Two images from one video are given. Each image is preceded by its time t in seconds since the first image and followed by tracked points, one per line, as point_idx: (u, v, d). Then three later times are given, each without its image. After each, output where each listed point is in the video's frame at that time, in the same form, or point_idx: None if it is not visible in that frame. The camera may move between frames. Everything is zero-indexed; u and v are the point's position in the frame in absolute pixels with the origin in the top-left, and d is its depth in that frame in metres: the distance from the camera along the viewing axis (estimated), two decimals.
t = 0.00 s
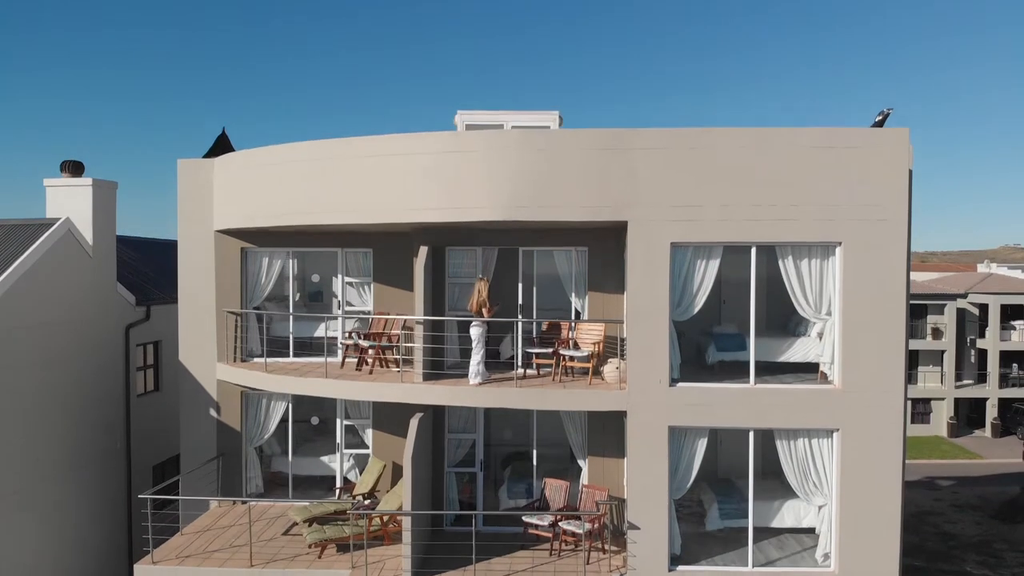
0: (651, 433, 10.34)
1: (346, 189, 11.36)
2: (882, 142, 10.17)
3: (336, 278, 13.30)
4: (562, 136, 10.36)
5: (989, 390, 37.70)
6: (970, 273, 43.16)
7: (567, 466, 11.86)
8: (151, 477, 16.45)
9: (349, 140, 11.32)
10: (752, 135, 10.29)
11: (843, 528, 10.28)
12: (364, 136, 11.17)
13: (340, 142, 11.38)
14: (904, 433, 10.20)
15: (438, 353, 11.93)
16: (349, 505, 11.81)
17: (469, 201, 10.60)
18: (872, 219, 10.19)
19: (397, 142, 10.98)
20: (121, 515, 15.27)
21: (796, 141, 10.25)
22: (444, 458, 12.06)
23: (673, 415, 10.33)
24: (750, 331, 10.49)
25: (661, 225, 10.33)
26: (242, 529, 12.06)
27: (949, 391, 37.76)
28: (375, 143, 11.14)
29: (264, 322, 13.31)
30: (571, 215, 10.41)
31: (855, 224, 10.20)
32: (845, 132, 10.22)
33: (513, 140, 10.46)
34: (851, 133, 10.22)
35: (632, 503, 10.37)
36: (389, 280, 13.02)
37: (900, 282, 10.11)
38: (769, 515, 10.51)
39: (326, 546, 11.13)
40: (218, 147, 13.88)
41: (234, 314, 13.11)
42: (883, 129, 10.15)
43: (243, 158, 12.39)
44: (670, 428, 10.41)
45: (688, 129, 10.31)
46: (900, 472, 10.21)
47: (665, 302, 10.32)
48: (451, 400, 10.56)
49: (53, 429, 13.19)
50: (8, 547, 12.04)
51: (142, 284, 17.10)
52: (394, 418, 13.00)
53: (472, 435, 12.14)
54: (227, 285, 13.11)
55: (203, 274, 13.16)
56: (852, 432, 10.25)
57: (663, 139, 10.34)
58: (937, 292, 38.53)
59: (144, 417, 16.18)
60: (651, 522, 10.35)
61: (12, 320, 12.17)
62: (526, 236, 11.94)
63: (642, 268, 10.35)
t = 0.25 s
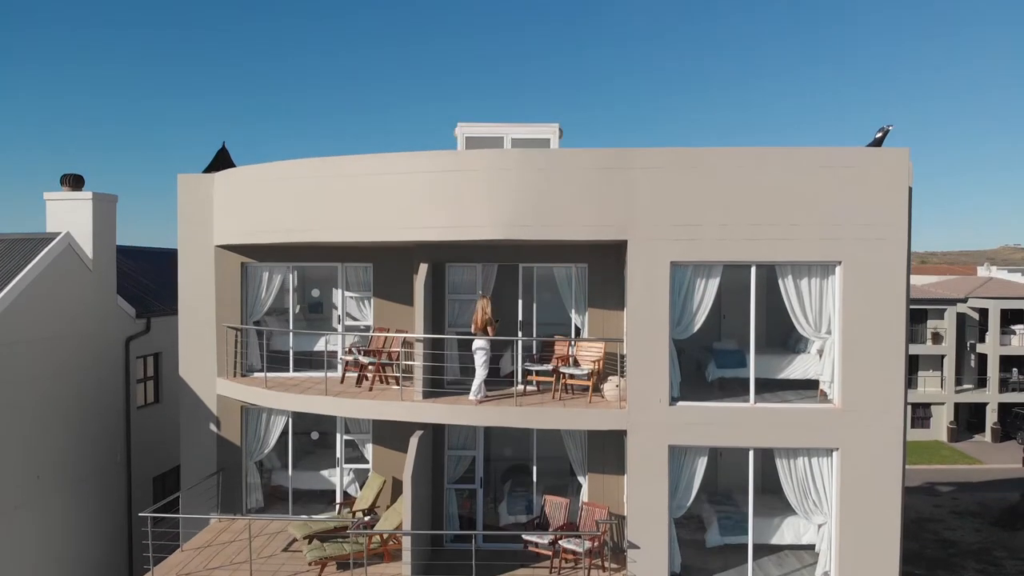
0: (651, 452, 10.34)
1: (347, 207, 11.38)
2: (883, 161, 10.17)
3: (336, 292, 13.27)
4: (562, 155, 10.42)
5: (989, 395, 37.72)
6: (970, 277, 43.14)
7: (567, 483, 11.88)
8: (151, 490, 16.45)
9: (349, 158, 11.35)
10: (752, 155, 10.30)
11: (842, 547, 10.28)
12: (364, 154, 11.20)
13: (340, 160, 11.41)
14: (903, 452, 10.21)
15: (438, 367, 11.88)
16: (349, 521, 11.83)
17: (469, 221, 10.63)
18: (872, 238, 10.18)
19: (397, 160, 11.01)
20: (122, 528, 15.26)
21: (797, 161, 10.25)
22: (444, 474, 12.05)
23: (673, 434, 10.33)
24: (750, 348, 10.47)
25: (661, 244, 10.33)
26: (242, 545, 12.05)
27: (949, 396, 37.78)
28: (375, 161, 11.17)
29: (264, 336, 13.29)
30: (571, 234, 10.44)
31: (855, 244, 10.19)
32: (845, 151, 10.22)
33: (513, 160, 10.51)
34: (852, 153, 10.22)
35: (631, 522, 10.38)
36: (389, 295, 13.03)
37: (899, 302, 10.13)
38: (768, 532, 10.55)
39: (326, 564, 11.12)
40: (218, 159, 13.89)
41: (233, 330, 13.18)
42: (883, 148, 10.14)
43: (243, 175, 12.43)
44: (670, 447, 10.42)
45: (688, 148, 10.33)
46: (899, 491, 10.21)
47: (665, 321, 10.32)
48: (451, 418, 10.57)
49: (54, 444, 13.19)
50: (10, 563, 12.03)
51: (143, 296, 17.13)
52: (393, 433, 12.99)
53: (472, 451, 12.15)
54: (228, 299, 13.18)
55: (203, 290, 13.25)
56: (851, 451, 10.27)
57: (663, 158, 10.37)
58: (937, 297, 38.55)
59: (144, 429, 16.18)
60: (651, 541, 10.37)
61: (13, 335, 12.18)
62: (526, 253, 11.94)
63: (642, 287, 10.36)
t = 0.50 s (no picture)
0: (651, 474, 10.34)
1: (347, 228, 11.39)
2: (882, 185, 10.17)
3: (336, 309, 13.28)
4: (561, 178, 10.46)
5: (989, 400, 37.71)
6: (969, 281, 43.14)
7: (567, 502, 11.88)
8: (151, 504, 16.49)
9: (349, 179, 11.38)
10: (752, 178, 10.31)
11: (843, 569, 10.29)
12: (364, 175, 11.21)
13: (340, 181, 11.43)
14: (902, 475, 10.21)
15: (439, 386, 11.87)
16: (348, 540, 11.84)
17: (469, 243, 10.65)
18: (872, 260, 10.17)
19: (397, 181, 11.03)
20: (121, 544, 15.26)
21: (797, 183, 10.25)
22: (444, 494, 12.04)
23: (673, 456, 10.33)
24: (751, 368, 10.46)
25: (661, 266, 10.33)
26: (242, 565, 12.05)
27: (948, 401, 37.77)
28: (375, 182, 11.19)
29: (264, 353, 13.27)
30: (571, 256, 10.45)
31: (855, 266, 10.19)
32: (845, 174, 10.22)
33: (512, 184, 10.55)
34: (852, 175, 10.22)
35: (631, 545, 10.38)
36: (388, 312, 13.03)
37: (898, 325, 10.13)
38: (768, 551, 10.57)
39: None
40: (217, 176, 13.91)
41: (234, 347, 13.17)
42: (882, 172, 10.15)
43: (243, 194, 12.45)
44: (670, 469, 10.41)
45: (688, 171, 10.35)
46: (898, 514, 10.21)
47: (665, 343, 10.31)
48: (451, 440, 10.54)
49: (54, 461, 13.20)
50: None
51: (142, 309, 17.16)
52: (393, 451, 12.98)
53: (472, 471, 12.16)
54: (227, 317, 13.19)
55: (203, 307, 13.26)
56: (851, 473, 10.26)
57: (663, 180, 10.38)
58: (937, 302, 38.54)
59: (144, 444, 16.22)
60: (651, 563, 10.36)
61: (14, 354, 12.19)
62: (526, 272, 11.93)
63: (642, 310, 10.35)
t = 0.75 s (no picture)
0: (651, 494, 10.34)
1: (347, 245, 11.40)
2: (883, 204, 10.17)
3: (336, 323, 13.28)
4: (561, 197, 10.47)
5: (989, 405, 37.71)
6: (970, 286, 43.15)
7: (567, 518, 11.89)
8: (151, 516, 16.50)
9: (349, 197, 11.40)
10: (751, 197, 10.33)
11: None
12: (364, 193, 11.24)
13: (340, 199, 11.46)
14: (902, 494, 10.21)
15: (438, 403, 11.88)
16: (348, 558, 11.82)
17: (469, 262, 10.68)
18: (871, 280, 10.18)
19: (398, 200, 11.06)
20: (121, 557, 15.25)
21: (797, 203, 10.26)
22: (444, 511, 12.01)
23: (673, 476, 10.33)
24: (751, 384, 10.48)
25: (661, 285, 10.34)
26: None
27: (949, 406, 37.78)
28: (376, 200, 11.21)
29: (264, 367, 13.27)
30: (571, 275, 10.46)
31: (855, 286, 10.20)
32: (846, 194, 10.22)
33: (512, 203, 10.58)
34: (852, 195, 10.21)
35: (631, 564, 10.37)
36: (389, 326, 13.03)
37: (898, 345, 10.13)
38: (768, 569, 10.59)
39: None
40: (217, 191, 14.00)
41: (234, 362, 13.17)
42: (883, 191, 10.14)
43: (243, 210, 12.46)
44: (670, 489, 10.41)
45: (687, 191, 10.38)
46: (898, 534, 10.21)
47: (665, 362, 10.32)
48: (450, 459, 10.52)
49: (54, 476, 13.20)
50: None
51: (143, 321, 17.18)
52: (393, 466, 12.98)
53: (472, 487, 12.13)
54: (227, 333, 13.20)
55: (204, 323, 13.26)
56: (851, 493, 10.27)
57: (663, 200, 10.40)
58: (937, 307, 38.56)
59: (144, 456, 16.23)
60: None
61: (15, 369, 12.20)
62: (526, 288, 11.94)
63: (642, 329, 10.35)
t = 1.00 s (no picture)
0: (651, 516, 10.35)
1: (348, 265, 11.43)
2: (883, 228, 10.25)
3: (336, 340, 13.28)
4: (562, 220, 10.52)
5: (988, 410, 37.75)
6: (970, 290, 43.11)
7: (567, 537, 11.90)
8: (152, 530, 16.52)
9: (351, 218, 11.45)
10: (751, 220, 10.37)
11: None
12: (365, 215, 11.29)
13: (341, 219, 11.49)
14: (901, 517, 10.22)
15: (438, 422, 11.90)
16: None
17: (469, 284, 10.72)
18: (870, 302, 10.22)
19: (399, 221, 11.09)
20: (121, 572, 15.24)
21: (797, 226, 10.32)
22: (444, 530, 12.06)
23: (673, 498, 10.34)
24: (751, 403, 10.46)
25: (661, 307, 10.38)
26: None
27: (948, 412, 37.79)
28: (377, 221, 11.24)
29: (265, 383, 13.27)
30: (571, 297, 10.49)
31: (854, 308, 10.24)
32: (847, 218, 10.29)
33: (513, 225, 10.63)
34: (853, 219, 10.29)
35: None
36: (389, 344, 13.04)
37: (898, 368, 10.16)
38: None
39: None
40: (217, 209, 14.10)
41: (234, 380, 13.15)
42: (883, 216, 10.23)
43: (244, 229, 12.49)
44: (670, 511, 10.42)
45: (688, 213, 10.41)
46: (898, 557, 10.21)
47: (665, 384, 10.33)
48: (450, 480, 10.53)
49: (54, 493, 13.19)
50: None
51: (143, 335, 17.22)
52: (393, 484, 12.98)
53: (472, 506, 12.17)
54: (226, 350, 13.17)
55: (204, 340, 13.25)
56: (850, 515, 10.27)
57: (664, 222, 10.44)
58: (937, 312, 38.58)
59: (144, 471, 16.22)
60: None
61: (16, 387, 12.21)
62: (527, 307, 11.97)
63: (642, 351, 10.37)
